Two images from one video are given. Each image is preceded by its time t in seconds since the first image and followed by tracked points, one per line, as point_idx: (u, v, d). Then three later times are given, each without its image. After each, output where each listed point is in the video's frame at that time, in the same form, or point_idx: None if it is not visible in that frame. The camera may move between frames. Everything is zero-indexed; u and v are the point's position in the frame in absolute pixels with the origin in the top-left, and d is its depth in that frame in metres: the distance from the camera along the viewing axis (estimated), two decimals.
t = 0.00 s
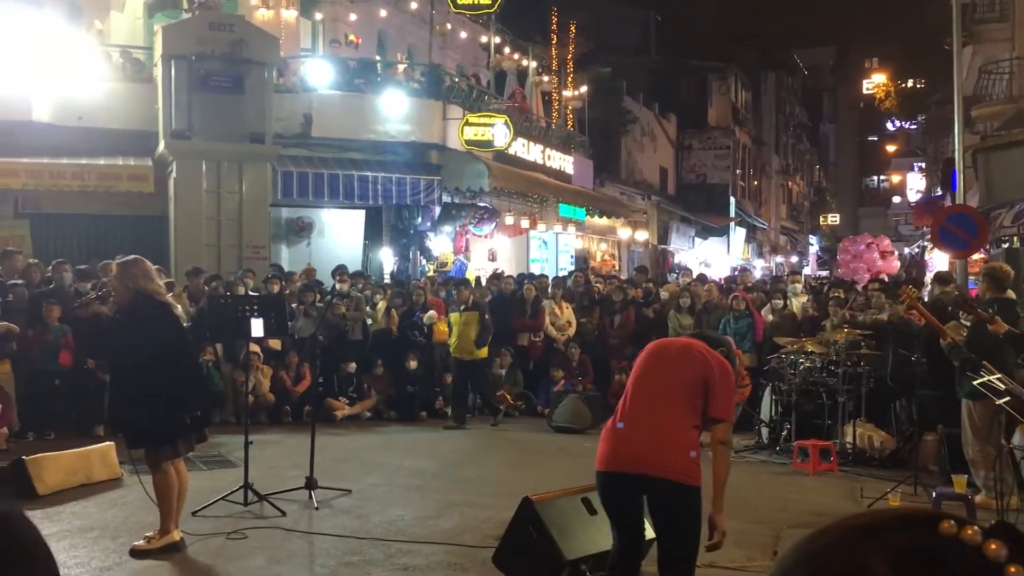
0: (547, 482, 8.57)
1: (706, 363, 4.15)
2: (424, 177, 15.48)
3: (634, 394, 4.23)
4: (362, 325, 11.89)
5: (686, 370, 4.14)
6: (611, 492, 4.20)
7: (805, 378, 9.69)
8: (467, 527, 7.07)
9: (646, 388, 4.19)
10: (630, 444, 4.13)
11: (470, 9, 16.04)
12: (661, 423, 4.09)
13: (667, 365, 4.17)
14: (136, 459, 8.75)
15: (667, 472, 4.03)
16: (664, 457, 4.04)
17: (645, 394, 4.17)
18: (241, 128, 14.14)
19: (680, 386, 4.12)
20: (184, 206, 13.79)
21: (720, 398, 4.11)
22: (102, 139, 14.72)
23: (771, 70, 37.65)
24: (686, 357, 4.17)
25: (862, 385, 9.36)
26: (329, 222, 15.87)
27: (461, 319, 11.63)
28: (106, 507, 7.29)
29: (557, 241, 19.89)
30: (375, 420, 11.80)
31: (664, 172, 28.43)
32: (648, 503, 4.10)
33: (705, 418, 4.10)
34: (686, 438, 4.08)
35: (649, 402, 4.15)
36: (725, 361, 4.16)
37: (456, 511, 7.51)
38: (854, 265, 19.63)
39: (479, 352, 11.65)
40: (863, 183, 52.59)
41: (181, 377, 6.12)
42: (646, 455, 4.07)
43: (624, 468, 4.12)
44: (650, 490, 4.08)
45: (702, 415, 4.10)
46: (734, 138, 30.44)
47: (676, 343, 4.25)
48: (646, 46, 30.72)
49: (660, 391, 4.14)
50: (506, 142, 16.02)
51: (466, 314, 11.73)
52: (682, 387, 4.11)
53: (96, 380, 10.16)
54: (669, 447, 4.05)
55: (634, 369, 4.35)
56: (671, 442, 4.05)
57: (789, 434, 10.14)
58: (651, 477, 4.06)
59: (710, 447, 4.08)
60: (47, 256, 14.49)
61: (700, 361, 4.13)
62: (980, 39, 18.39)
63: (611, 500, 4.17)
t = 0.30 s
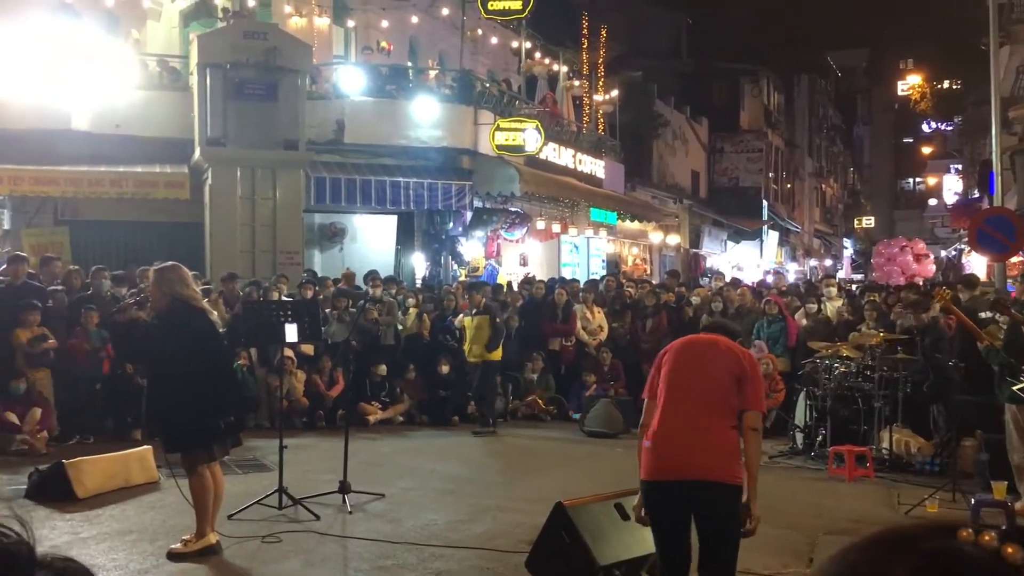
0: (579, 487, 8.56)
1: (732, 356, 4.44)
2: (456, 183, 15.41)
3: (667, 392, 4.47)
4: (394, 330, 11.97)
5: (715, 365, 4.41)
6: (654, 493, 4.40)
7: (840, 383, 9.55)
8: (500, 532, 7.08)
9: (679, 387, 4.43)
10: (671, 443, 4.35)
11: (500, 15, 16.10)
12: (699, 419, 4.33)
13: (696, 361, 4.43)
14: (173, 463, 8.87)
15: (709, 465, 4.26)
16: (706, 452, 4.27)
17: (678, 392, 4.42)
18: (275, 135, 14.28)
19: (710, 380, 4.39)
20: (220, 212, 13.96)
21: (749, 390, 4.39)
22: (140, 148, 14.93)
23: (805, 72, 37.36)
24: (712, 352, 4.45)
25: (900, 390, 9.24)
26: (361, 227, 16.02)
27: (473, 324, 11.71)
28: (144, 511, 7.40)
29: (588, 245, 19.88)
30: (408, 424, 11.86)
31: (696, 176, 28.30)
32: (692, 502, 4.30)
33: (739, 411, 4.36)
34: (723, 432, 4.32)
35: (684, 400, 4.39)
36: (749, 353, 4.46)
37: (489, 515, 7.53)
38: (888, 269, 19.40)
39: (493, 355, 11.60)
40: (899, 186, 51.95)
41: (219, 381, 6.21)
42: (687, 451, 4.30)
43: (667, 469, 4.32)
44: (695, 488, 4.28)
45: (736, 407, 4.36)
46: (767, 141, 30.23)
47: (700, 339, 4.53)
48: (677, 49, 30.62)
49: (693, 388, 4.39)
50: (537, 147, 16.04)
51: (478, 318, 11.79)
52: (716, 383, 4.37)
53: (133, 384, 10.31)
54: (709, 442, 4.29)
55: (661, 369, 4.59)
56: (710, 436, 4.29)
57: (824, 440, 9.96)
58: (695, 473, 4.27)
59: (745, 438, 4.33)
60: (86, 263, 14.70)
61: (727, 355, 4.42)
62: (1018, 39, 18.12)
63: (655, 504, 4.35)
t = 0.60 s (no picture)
0: (602, 491, 8.56)
1: (737, 353, 4.72)
2: (476, 187, 15.32)
3: (682, 394, 4.69)
4: (416, 334, 12.02)
5: (725, 364, 4.67)
6: (681, 494, 4.59)
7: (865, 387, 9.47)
8: (522, 536, 7.09)
9: (693, 388, 4.66)
10: (694, 443, 4.57)
11: (520, 19, 16.13)
12: (718, 417, 4.56)
13: (706, 362, 4.69)
14: (198, 467, 8.95)
15: (734, 461, 4.50)
16: (729, 449, 4.51)
17: (693, 393, 4.66)
18: (298, 141, 14.37)
19: (722, 378, 4.65)
20: (243, 218, 14.07)
21: (757, 384, 4.69)
22: (165, 155, 15.08)
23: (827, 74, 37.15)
24: (719, 352, 4.72)
25: (925, 395, 9.18)
26: (382, 232, 16.09)
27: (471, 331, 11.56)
28: (170, 515, 7.47)
29: (609, 250, 19.88)
30: (430, 429, 11.91)
31: (718, 179, 28.20)
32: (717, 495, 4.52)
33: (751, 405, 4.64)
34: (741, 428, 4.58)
35: (699, 400, 4.62)
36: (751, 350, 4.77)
37: (512, 520, 7.55)
38: (911, 272, 19.23)
39: (489, 363, 11.56)
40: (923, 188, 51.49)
41: (244, 386, 6.25)
42: (711, 451, 4.53)
43: (693, 468, 4.54)
44: (721, 485, 4.51)
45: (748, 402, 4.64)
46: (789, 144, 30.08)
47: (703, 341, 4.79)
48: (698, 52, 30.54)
49: (708, 388, 4.63)
50: (557, 151, 16.05)
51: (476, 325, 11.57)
52: (728, 380, 4.63)
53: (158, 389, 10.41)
54: (730, 439, 4.53)
55: (668, 372, 4.81)
56: (731, 433, 4.53)
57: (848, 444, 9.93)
58: (722, 470, 4.50)
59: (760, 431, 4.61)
60: (111, 269, 14.81)
61: (732, 353, 4.70)
62: None
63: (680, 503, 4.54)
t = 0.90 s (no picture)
0: (606, 490, 8.56)
1: (731, 343, 4.75)
2: (481, 187, 15.50)
3: (681, 387, 4.72)
4: (420, 334, 12.02)
5: (719, 355, 4.70)
6: (691, 489, 4.60)
7: (870, 385, 9.45)
8: (527, 535, 7.09)
9: (690, 381, 4.70)
10: (695, 436, 4.60)
11: (523, 18, 16.11)
12: (717, 410, 4.60)
13: (700, 354, 4.73)
14: (203, 467, 8.95)
15: (736, 452, 4.52)
16: (729, 440, 4.54)
17: (691, 386, 4.69)
18: (302, 140, 14.37)
19: (720, 370, 4.67)
20: (247, 218, 14.10)
21: (753, 373, 4.73)
22: (169, 155, 15.09)
23: (831, 72, 37.06)
24: (714, 343, 4.75)
25: (931, 392, 9.15)
26: (387, 231, 16.05)
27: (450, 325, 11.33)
28: (174, 514, 7.48)
29: (614, 248, 19.86)
30: (434, 428, 11.91)
31: (722, 177, 28.18)
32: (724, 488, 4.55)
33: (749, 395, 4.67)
34: (740, 418, 4.61)
35: (700, 393, 4.65)
36: (744, 339, 4.79)
37: (517, 518, 7.55)
38: (917, 270, 19.20)
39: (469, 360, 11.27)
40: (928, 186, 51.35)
41: (248, 385, 6.25)
42: (716, 444, 4.55)
43: (701, 461, 4.56)
44: (727, 478, 4.53)
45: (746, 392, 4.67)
46: (794, 141, 30.04)
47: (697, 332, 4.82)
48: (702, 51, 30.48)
49: (704, 380, 4.67)
50: (561, 150, 16.01)
51: (457, 319, 11.36)
52: (725, 371, 4.66)
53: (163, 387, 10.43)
54: (731, 431, 4.56)
55: (664, 367, 4.85)
56: (733, 424, 4.56)
57: (853, 442, 9.91)
58: (724, 462, 4.52)
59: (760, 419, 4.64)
60: (114, 268, 14.77)
61: (725, 343, 4.74)
62: None
63: (687, 497, 4.56)
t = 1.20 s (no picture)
0: (598, 482, 8.57)
1: (727, 332, 4.71)
2: (473, 179, 15.45)
3: (676, 378, 4.70)
4: (413, 327, 12.01)
5: (716, 345, 4.66)
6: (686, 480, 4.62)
7: (861, 377, 9.48)
8: (520, 528, 7.09)
9: (685, 372, 4.67)
10: (691, 428, 4.60)
11: (516, 10, 16.04)
12: (711, 403, 4.60)
13: (696, 344, 4.68)
14: (194, 460, 8.93)
15: (730, 445, 4.53)
16: (724, 432, 4.55)
17: (687, 377, 4.67)
18: (294, 133, 14.33)
19: (716, 360, 4.63)
20: (238, 211, 14.07)
21: (749, 361, 4.68)
22: (161, 147, 15.02)
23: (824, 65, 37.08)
24: (710, 332, 4.70)
25: (921, 384, 9.17)
26: (379, 224, 16.01)
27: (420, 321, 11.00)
28: (165, 507, 7.46)
29: (606, 241, 19.85)
30: (427, 420, 11.90)
31: (715, 170, 28.20)
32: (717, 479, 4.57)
33: (745, 385, 4.64)
34: (735, 410, 4.60)
35: (695, 385, 4.64)
36: (741, 327, 4.73)
37: (510, 511, 7.55)
38: (910, 262, 19.25)
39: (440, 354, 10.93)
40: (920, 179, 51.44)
41: (241, 378, 6.24)
42: (710, 438, 4.55)
43: (695, 454, 4.58)
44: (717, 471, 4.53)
45: (742, 382, 4.64)
46: (786, 134, 30.06)
47: (694, 320, 4.76)
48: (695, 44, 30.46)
49: (700, 371, 4.64)
50: (553, 143, 16.05)
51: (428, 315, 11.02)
52: (720, 362, 4.63)
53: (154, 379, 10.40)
54: (725, 423, 4.56)
55: (660, 355, 4.81)
56: (727, 417, 4.57)
57: (844, 434, 9.94)
58: (718, 455, 4.53)
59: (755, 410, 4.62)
60: (105, 261, 14.76)
61: (722, 331, 4.68)
62: None
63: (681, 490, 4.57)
